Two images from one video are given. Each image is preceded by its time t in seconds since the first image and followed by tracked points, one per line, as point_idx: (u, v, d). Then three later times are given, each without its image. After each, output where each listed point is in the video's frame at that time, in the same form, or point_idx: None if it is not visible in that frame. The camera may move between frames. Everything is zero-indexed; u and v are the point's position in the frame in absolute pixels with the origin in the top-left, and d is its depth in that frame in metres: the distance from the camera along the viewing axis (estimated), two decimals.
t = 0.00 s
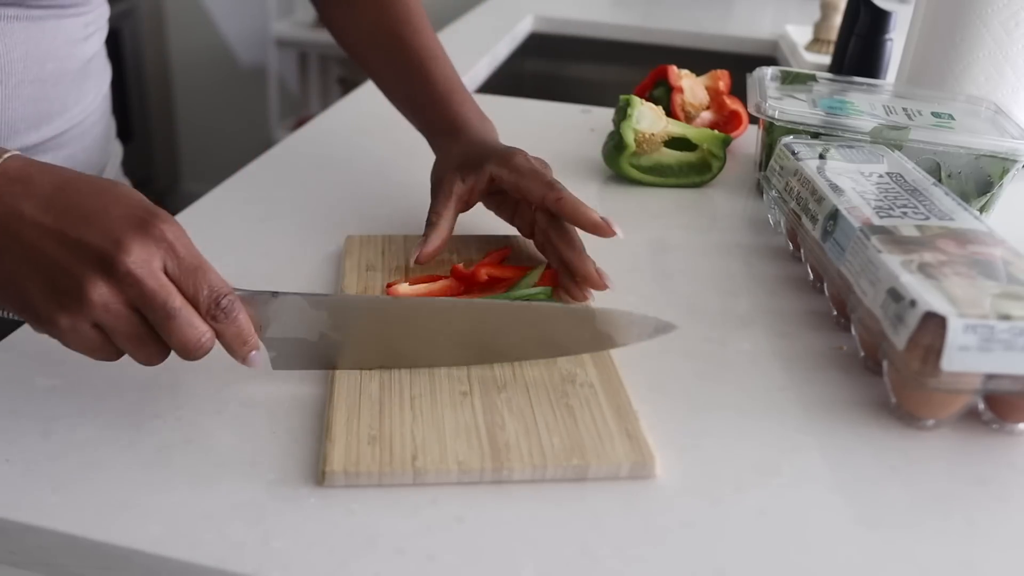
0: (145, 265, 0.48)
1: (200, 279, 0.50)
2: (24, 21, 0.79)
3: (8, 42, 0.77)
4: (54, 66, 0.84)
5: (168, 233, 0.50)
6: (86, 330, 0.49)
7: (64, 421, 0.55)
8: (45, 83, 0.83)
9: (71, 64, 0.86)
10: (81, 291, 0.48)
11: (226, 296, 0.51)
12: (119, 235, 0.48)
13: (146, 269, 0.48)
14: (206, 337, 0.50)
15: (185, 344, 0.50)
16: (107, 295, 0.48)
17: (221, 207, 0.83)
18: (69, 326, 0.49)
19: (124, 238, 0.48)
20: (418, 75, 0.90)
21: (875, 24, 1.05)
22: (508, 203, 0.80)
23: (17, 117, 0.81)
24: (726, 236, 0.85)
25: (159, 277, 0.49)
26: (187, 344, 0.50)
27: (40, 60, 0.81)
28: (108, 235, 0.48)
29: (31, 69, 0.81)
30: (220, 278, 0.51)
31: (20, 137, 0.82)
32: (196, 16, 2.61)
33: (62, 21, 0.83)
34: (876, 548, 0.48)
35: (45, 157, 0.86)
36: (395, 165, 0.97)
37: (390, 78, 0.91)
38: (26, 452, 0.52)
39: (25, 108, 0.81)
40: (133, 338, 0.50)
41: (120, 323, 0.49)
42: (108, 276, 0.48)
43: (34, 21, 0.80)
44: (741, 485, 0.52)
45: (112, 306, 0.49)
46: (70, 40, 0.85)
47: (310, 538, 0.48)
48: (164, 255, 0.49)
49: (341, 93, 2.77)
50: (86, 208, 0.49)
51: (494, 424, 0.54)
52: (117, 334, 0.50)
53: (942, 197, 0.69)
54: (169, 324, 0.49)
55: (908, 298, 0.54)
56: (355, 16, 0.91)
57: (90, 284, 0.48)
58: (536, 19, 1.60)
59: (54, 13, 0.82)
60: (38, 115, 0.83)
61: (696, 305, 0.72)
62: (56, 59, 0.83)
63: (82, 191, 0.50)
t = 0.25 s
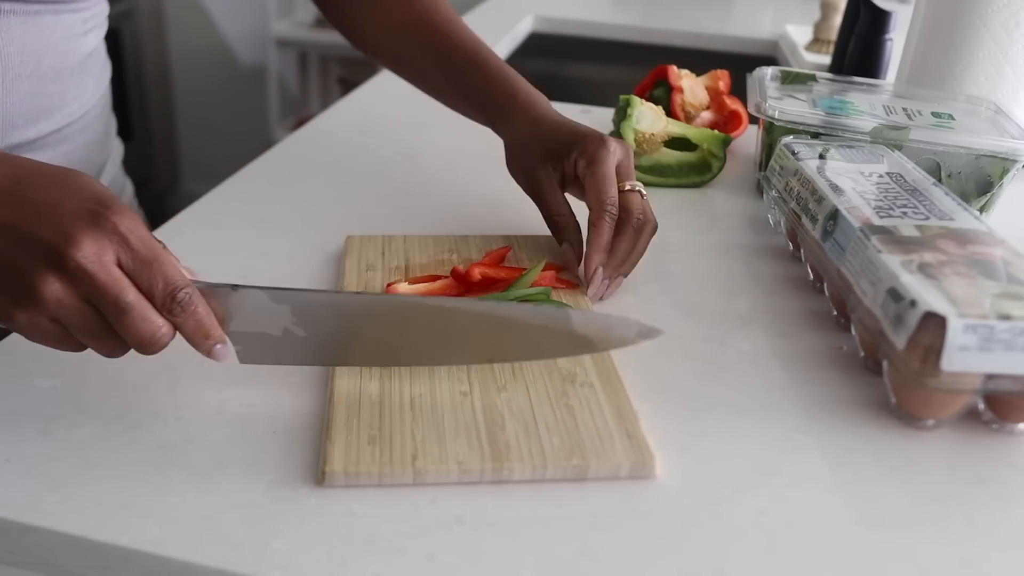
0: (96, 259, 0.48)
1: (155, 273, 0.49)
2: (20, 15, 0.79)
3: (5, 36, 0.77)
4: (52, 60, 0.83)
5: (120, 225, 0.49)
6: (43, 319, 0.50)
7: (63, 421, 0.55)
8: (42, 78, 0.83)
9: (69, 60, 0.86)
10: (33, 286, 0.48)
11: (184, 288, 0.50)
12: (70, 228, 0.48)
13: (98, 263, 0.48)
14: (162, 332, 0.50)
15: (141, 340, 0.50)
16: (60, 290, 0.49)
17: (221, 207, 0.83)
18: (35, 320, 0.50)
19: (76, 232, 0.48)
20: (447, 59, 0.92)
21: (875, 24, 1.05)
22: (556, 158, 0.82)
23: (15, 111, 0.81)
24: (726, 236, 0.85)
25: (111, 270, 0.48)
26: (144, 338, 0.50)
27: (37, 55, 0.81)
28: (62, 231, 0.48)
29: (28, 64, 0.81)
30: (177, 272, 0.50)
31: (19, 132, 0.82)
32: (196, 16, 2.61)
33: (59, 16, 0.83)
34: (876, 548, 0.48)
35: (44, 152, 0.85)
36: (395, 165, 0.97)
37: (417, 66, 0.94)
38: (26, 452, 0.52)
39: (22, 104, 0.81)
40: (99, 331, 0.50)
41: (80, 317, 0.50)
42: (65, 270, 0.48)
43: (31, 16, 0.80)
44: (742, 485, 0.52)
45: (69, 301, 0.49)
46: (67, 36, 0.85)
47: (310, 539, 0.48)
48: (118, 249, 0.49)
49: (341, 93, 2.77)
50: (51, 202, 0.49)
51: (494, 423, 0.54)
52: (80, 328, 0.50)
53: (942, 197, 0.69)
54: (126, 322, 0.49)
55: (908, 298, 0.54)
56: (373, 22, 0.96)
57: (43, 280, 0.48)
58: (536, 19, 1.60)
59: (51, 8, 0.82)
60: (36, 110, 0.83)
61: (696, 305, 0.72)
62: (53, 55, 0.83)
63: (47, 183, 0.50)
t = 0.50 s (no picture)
0: (78, 230, 0.52)
1: (132, 243, 0.54)
2: (18, 17, 0.79)
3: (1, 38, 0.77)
4: (48, 62, 0.83)
5: (100, 198, 0.53)
6: (33, 278, 0.55)
7: (63, 421, 0.55)
8: (39, 79, 0.83)
9: (66, 61, 0.86)
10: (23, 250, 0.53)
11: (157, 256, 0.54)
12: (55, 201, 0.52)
13: (81, 234, 0.52)
14: (138, 299, 0.55)
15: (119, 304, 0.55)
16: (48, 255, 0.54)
17: (221, 207, 0.83)
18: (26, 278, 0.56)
19: (59, 204, 0.52)
20: (441, 52, 0.92)
21: (875, 24, 1.05)
22: (555, 148, 0.83)
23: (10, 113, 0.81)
24: (726, 236, 0.85)
25: (94, 241, 0.53)
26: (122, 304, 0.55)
27: (33, 56, 0.81)
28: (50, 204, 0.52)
29: (25, 65, 0.81)
30: (154, 243, 0.55)
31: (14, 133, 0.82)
32: (196, 17, 2.61)
33: (57, 17, 0.83)
34: (876, 548, 0.48)
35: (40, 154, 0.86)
36: (395, 165, 0.97)
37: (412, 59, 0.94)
38: (26, 452, 0.52)
39: (18, 105, 0.81)
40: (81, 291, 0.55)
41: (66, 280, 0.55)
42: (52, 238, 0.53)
43: (28, 17, 0.80)
44: (741, 485, 0.52)
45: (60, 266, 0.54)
46: (64, 37, 0.85)
47: (310, 539, 0.48)
48: (98, 220, 0.53)
49: (341, 94, 2.77)
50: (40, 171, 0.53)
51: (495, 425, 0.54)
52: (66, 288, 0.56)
53: (942, 197, 0.69)
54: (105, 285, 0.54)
55: (908, 298, 0.54)
56: (367, 14, 0.95)
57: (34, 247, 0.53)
58: (536, 19, 1.60)
59: (48, 9, 0.82)
60: (31, 112, 0.83)
61: (696, 305, 0.72)
62: (50, 56, 0.83)
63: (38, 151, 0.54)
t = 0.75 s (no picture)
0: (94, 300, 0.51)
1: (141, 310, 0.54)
2: (19, 16, 0.79)
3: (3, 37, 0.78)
4: (48, 61, 0.84)
5: (65, 266, 0.49)
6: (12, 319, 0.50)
7: (64, 422, 0.55)
8: (38, 78, 0.83)
9: (65, 60, 0.86)
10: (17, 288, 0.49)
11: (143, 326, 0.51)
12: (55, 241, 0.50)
13: (44, 300, 0.49)
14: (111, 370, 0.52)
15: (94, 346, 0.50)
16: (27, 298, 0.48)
17: (221, 208, 0.83)
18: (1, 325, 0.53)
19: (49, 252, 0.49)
20: (395, 74, 0.88)
21: (875, 24, 1.05)
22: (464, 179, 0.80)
23: (9, 113, 0.81)
24: (726, 236, 0.85)
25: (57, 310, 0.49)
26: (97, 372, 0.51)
27: (34, 56, 0.81)
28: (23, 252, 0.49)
29: (25, 64, 0.81)
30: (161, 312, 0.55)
31: (13, 133, 0.82)
32: (196, 17, 2.61)
33: (56, 16, 0.84)
34: (876, 548, 0.48)
35: (37, 152, 0.86)
36: (395, 165, 0.97)
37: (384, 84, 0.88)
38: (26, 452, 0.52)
39: (18, 104, 0.81)
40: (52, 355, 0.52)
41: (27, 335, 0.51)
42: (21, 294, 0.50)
43: (29, 16, 0.80)
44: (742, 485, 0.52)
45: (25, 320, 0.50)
46: (64, 36, 0.85)
47: (311, 539, 0.48)
48: (61, 286, 0.49)
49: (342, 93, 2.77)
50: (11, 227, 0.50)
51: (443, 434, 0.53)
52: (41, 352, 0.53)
53: (942, 197, 0.69)
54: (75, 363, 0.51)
55: (908, 298, 0.54)
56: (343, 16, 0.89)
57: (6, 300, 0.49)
58: (536, 19, 1.60)
59: (48, 8, 0.82)
60: (30, 111, 0.83)
61: (696, 305, 0.72)
62: (49, 55, 0.83)
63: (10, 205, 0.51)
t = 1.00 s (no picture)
0: (310, 411, 0.45)
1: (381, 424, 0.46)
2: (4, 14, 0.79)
3: None
4: (36, 58, 0.84)
5: (319, 366, 0.45)
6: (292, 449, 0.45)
7: (63, 421, 0.55)
8: (27, 76, 0.83)
9: (55, 57, 0.86)
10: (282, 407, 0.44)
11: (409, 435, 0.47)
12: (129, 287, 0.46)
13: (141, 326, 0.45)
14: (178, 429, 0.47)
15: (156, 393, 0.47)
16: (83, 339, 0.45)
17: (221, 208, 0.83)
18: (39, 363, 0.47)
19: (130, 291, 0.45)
20: (391, 125, 0.80)
21: (875, 24, 1.05)
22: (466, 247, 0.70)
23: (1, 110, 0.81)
24: (726, 236, 0.85)
25: (314, 431, 0.45)
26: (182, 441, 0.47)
27: (22, 54, 0.82)
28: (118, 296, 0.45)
29: (12, 62, 0.81)
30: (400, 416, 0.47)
31: (6, 129, 0.83)
32: (196, 17, 2.61)
33: (45, 14, 0.83)
34: (876, 549, 0.48)
35: (30, 148, 0.86)
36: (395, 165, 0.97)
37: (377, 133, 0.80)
38: (25, 452, 0.52)
39: (7, 101, 0.82)
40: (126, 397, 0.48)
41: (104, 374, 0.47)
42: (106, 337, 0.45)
43: (15, 14, 0.80)
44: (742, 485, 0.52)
45: (217, 403, 0.45)
46: (54, 34, 0.85)
47: (310, 539, 0.48)
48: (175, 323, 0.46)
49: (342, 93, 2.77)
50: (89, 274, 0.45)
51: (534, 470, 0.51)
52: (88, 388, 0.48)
53: (942, 197, 0.69)
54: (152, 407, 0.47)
55: (908, 299, 0.54)
56: (333, 52, 0.83)
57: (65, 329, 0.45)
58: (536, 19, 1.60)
59: (36, 6, 0.82)
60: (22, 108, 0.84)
61: (696, 305, 0.72)
62: (37, 53, 0.84)
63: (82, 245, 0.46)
